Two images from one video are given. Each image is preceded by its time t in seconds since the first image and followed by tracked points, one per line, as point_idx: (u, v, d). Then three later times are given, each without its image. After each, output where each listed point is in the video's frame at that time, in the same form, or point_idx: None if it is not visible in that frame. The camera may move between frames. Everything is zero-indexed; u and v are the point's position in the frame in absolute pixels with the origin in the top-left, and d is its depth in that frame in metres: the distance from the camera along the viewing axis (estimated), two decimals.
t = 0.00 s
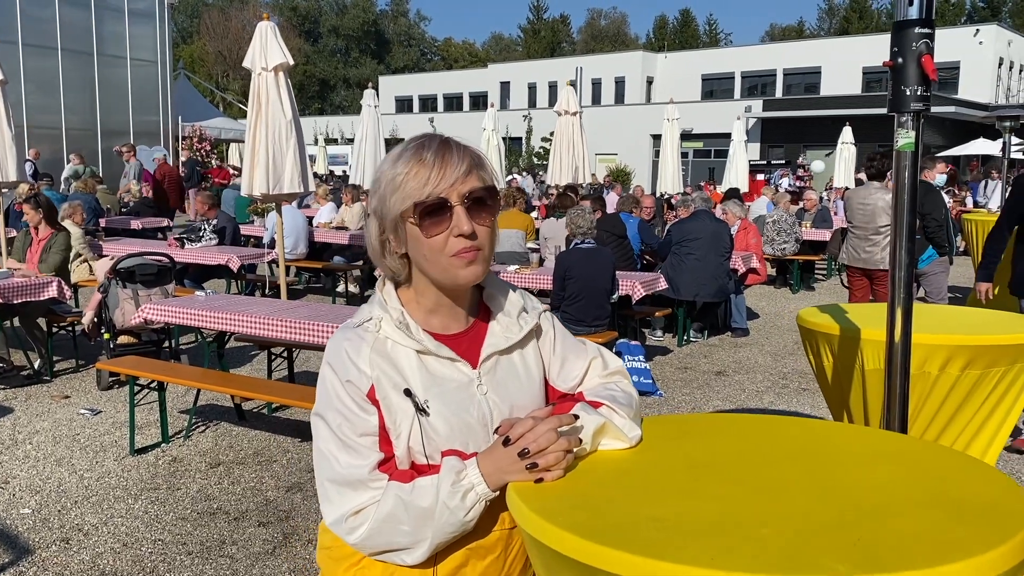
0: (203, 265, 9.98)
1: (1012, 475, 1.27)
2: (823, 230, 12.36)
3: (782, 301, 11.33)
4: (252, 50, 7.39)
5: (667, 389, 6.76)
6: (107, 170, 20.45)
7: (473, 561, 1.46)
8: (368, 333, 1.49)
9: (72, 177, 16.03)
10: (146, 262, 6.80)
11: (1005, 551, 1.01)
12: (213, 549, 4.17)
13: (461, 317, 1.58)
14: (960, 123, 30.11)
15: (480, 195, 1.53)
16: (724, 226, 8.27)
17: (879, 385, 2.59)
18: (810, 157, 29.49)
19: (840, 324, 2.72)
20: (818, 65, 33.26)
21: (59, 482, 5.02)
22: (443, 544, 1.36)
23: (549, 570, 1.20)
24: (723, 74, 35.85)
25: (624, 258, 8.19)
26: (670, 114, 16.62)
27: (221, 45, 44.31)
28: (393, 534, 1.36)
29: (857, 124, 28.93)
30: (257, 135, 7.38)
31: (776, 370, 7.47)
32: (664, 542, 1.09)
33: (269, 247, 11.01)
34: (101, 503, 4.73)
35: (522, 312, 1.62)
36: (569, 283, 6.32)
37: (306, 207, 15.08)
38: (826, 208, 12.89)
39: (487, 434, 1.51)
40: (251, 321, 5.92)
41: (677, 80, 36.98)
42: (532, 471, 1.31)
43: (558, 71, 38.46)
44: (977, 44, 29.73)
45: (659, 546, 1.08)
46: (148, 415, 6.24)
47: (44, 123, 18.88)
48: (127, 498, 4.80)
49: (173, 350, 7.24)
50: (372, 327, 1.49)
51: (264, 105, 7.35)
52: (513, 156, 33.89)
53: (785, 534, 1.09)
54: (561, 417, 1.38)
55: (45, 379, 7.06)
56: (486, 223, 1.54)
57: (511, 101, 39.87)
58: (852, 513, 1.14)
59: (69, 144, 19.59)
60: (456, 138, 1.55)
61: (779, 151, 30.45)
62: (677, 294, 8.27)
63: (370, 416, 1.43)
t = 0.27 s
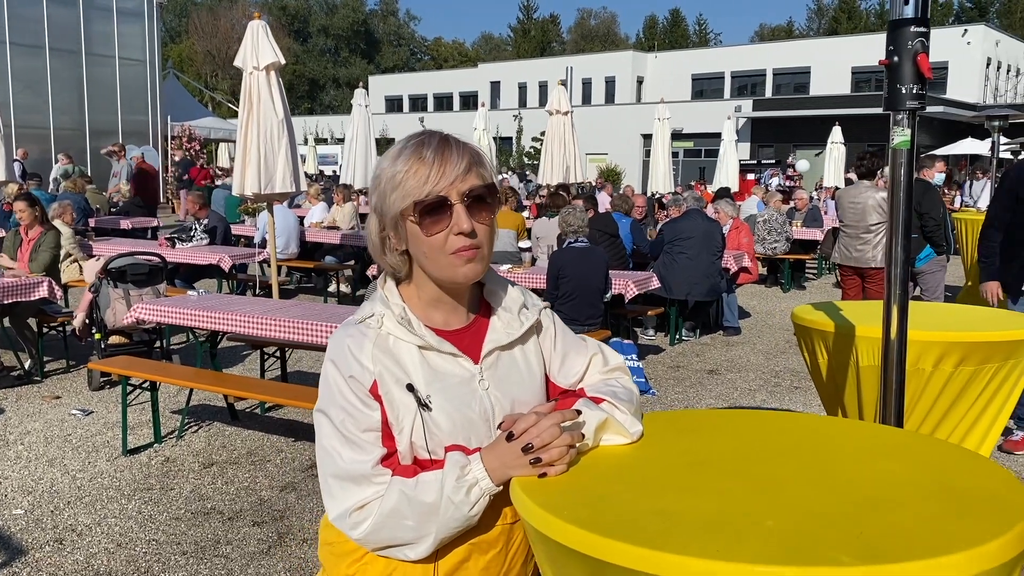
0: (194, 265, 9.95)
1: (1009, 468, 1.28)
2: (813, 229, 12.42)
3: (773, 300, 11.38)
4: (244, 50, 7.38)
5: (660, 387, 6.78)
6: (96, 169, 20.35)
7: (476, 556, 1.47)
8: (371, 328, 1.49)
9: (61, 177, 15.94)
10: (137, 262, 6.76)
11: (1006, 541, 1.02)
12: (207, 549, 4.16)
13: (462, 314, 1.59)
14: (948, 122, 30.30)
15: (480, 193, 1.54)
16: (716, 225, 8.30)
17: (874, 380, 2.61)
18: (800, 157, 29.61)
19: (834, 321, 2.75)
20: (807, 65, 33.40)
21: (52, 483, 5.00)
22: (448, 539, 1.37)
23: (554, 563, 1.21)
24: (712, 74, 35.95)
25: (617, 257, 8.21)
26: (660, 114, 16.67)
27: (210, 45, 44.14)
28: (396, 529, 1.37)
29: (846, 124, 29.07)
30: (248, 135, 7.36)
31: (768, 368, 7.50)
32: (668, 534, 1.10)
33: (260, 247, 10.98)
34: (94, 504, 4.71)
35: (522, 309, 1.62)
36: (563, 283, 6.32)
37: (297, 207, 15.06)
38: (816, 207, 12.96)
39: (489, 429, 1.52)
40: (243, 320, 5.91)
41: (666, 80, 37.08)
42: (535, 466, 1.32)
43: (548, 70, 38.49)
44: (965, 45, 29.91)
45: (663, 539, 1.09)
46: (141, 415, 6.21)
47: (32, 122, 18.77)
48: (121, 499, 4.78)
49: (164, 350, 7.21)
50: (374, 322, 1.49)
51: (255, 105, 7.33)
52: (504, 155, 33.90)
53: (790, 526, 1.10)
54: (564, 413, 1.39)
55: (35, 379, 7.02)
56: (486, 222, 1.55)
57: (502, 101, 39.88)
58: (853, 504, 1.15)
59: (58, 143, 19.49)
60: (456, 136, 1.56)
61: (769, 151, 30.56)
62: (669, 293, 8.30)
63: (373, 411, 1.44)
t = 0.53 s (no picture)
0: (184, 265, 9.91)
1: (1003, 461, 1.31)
2: (801, 228, 12.50)
3: (761, 299, 11.45)
4: (233, 49, 7.36)
5: (651, 386, 6.81)
6: (82, 169, 20.22)
7: (477, 548, 1.49)
8: (372, 323, 1.51)
9: (48, 176, 15.84)
10: (128, 262, 6.74)
11: (999, 532, 1.05)
12: (201, 548, 4.16)
13: (462, 310, 1.60)
14: (934, 123, 30.53)
15: (481, 194, 1.55)
16: (706, 224, 8.34)
17: (865, 377, 2.65)
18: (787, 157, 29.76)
19: (826, 319, 2.78)
20: (794, 65, 33.58)
21: (43, 483, 4.98)
22: (449, 532, 1.39)
23: (554, 551, 1.23)
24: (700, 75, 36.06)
25: (607, 257, 8.24)
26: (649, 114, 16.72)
27: (197, 44, 43.93)
28: (398, 522, 1.38)
29: (833, 124, 29.24)
30: (238, 134, 7.35)
31: (758, 366, 7.55)
32: (668, 524, 1.13)
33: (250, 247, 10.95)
34: (86, 504, 4.70)
35: (520, 305, 1.64)
36: (553, 282, 6.33)
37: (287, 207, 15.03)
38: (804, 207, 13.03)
39: (488, 423, 1.53)
40: (235, 320, 5.90)
41: (655, 80, 37.17)
42: (537, 459, 1.34)
43: (537, 70, 38.52)
44: (950, 46, 30.16)
45: (668, 530, 1.11)
46: (132, 415, 6.19)
47: (18, 121, 18.65)
48: (113, 498, 4.77)
49: (155, 350, 7.19)
50: (375, 317, 1.51)
51: (245, 104, 7.32)
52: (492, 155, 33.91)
53: (787, 516, 1.12)
54: (565, 407, 1.41)
55: (25, 380, 6.98)
56: (485, 221, 1.56)
57: (490, 100, 39.89)
58: (848, 496, 1.18)
59: (44, 143, 19.36)
60: (459, 136, 1.57)
61: (757, 151, 30.70)
62: (659, 292, 8.33)
63: (373, 404, 1.45)
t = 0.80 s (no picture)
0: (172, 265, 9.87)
1: (993, 457, 1.34)
2: (787, 229, 12.59)
3: (748, 299, 11.53)
4: (222, 49, 7.34)
5: (640, 385, 6.86)
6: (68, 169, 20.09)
7: (475, 542, 1.50)
8: (369, 317, 1.49)
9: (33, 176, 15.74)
10: (117, 262, 6.71)
11: (990, 525, 1.08)
12: (193, 548, 4.16)
13: (458, 301, 1.60)
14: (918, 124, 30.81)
15: (478, 185, 1.56)
16: (694, 225, 8.39)
17: (854, 375, 2.69)
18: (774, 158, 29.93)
19: (816, 318, 2.82)
20: (780, 67, 33.77)
21: (33, 484, 4.96)
22: (448, 527, 1.40)
23: (557, 547, 1.24)
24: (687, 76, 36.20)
25: (597, 257, 8.28)
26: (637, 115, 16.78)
27: (183, 43, 43.72)
28: (396, 515, 1.38)
29: (819, 125, 29.44)
30: (227, 134, 7.33)
31: (746, 365, 7.61)
32: (669, 520, 1.15)
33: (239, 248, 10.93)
34: (77, 505, 4.68)
35: (519, 301, 1.63)
36: (543, 282, 6.35)
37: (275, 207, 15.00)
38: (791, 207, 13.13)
39: (486, 418, 1.52)
40: (225, 320, 5.89)
41: (642, 81, 37.29)
42: (537, 456, 1.36)
43: (524, 71, 38.57)
44: (934, 47, 30.47)
45: (669, 526, 1.13)
46: (122, 416, 6.17)
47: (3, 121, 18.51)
48: (104, 499, 4.76)
49: (144, 351, 7.16)
50: (373, 310, 1.50)
51: (234, 104, 7.31)
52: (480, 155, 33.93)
53: (785, 511, 1.15)
54: (565, 405, 1.43)
55: (12, 381, 6.94)
56: (479, 212, 1.56)
57: (478, 101, 39.91)
58: (845, 493, 1.20)
59: (29, 143, 19.23)
60: (472, 136, 1.61)
61: (743, 151, 30.86)
62: (648, 292, 8.38)
63: (371, 397, 1.44)
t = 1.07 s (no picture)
0: (160, 265, 9.82)
1: (988, 453, 1.37)
2: (774, 229, 12.68)
3: (736, 299, 11.59)
4: (211, 48, 7.31)
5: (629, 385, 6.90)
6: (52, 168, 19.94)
7: (472, 536, 1.47)
8: (375, 309, 1.50)
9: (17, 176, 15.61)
10: (105, 262, 6.67)
11: (989, 521, 1.10)
12: (185, 549, 4.15)
13: (466, 299, 1.60)
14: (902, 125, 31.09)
15: (502, 191, 1.57)
16: (683, 224, 8.43)
17: (846, 374, 2.72)
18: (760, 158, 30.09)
19: (808, 318, 2.85)
20: (765, 67, 33.96)
21: (22, 485, 4.93)
22: (449, 521, 1.39)
23: (561, 542, 1.25)
24: (673, 76, 36.26)
25: (586, 257, 8.30)
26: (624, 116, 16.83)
27: (168, 42, 43.44)
28: (398, 507, 1.38)
29: (804, 126, 29.63)
30: (215, 134, 7.31)
31: (734, 365, 7.66)
32: (672, 516, 1.17)
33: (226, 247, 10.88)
34: (67, 506, 4.66)
35: (521, 302, 1.64)
36: (533, 282, 6.39)
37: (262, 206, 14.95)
38: (778, 207, 13.20)
39: (486, 412, 1.52)
40: (215, 320, 5.87)
41: (629, 81, 37.39)
42: (541, 454, 1.37)
43: (511, 71, 38.59)
44: (918, 49, 30.78)
45: (673, 524, 1.14)
46: (111, 416, 6.14)
47: None
48: (94, 500, 4.74)
49: (132, 351, 7.12)
50: (379, 304, 1.50)
51: (223, 104, 7.28)
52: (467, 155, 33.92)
53: (789, 507, 1.17)
54: (569, 404, 1.44)
55: None
56: (497, 216, 1.57)
57: (465, 101, 39.90)
58: (846, 491, 1.22)
59: (12, 142, 19.07)
60: (504, 144, 1.62)
61: (730, 152, 31.00)
62: (637, 292, 8.41)
63: (374, 386, 1.44)
